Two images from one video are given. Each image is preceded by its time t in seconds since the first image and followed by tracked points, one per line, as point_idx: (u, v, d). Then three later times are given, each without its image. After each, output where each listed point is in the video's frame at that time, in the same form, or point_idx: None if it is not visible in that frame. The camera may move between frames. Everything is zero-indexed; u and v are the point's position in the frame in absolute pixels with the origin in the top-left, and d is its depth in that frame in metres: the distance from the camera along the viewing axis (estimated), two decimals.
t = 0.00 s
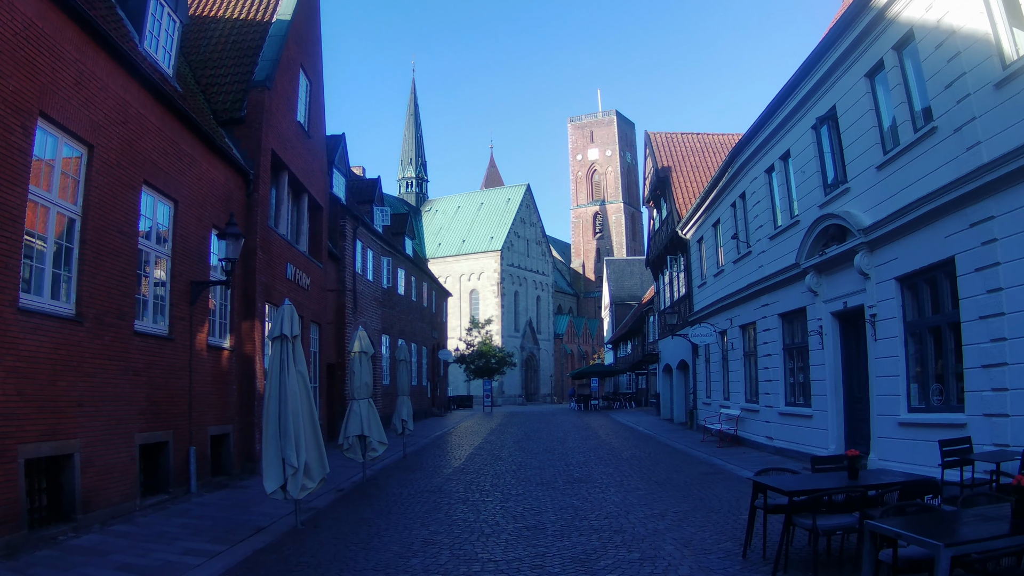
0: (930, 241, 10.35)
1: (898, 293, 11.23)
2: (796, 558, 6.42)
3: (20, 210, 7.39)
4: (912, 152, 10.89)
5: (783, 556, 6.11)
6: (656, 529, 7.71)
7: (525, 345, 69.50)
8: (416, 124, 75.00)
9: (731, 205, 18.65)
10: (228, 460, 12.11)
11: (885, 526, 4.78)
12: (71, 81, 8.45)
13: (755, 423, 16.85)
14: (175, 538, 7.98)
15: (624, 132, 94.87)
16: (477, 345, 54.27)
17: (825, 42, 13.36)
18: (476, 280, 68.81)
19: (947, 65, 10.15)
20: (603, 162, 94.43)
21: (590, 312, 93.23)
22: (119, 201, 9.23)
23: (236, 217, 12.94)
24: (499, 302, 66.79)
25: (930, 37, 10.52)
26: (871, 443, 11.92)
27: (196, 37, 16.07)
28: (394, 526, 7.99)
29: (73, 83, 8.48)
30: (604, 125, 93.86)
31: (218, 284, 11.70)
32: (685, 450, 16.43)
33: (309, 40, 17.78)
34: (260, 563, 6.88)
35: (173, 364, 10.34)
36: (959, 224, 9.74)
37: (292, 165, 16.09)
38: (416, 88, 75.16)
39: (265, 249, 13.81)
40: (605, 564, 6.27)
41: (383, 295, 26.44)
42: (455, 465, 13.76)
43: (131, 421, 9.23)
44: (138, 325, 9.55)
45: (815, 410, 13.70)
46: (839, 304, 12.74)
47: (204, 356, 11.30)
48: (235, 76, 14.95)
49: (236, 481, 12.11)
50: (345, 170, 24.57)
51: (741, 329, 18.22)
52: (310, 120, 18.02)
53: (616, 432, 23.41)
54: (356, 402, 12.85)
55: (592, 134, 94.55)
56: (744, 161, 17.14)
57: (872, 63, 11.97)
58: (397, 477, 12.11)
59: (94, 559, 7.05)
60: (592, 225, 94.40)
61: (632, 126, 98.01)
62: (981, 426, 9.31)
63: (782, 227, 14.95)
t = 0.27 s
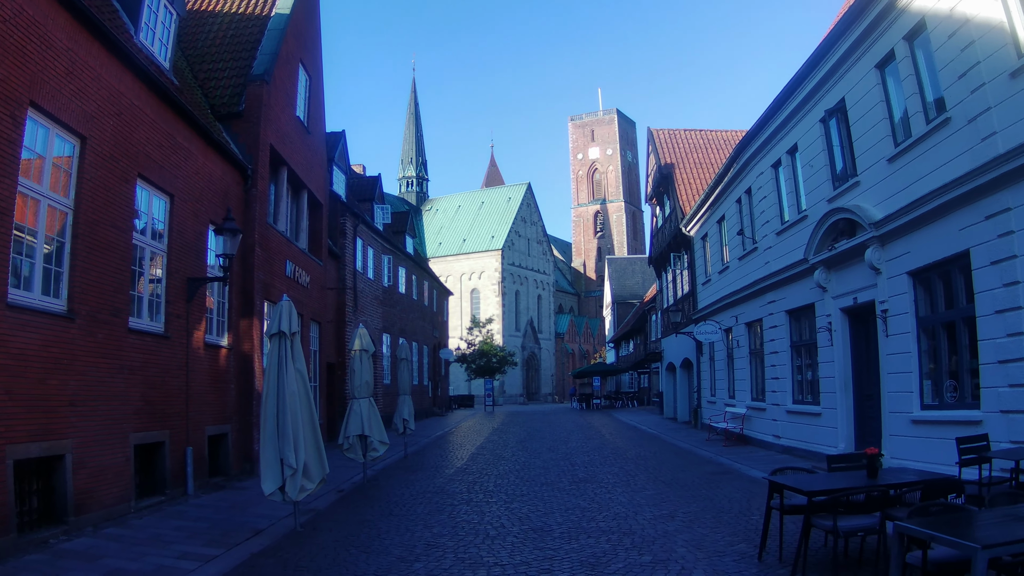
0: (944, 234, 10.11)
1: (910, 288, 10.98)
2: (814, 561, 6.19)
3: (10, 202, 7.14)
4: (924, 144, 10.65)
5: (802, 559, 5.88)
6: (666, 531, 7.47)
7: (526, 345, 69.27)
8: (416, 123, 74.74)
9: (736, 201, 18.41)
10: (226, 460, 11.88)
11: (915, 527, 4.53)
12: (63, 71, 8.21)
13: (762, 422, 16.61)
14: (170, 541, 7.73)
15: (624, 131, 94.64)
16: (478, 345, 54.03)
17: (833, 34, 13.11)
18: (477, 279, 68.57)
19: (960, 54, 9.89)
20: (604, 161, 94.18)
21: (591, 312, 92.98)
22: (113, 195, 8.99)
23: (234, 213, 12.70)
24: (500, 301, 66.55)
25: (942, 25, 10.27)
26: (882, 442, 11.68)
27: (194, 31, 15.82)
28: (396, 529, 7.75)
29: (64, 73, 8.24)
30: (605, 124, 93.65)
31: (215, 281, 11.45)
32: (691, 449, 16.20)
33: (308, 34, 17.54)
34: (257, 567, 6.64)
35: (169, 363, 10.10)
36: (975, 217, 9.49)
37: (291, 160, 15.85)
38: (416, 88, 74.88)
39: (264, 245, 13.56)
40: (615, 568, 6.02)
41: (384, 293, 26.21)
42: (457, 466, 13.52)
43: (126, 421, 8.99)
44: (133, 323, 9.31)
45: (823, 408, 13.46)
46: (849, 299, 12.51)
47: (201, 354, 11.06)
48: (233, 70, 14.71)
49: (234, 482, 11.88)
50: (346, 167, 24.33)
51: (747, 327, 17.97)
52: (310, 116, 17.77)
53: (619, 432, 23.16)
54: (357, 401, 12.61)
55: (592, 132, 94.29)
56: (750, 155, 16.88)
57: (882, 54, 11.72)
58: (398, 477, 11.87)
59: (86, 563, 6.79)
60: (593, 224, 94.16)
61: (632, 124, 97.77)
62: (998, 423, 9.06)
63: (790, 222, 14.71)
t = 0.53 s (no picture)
0: (956, 234, 9.87)
1: (921, 289, 10.74)
2: (830, 572, 5.94)
3: None
4: (936, 142, 10.41)
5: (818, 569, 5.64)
6: (675, 538, 7.23)
7: (526, 346, 69.01)
8: (416, 123, 74.45)
9: (741, 201, 18.17)
10: (222, 462, 11.64)
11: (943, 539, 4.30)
12: (53, 62, 7.97)
13: (767, 425, 16.37)
14: (162, 547, 7.49)
15: (625, 132, 94.44)
16: (478, 346, 53.76)
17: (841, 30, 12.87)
18: (477, 280, 68.32)
19: (973, 50, 9.66)
20: (604, 162, 93.93)
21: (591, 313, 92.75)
22: (105, 191, 8.75)
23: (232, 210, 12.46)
24: (500, 302, 66.30)
25: (955, 21, 10.03)
26: (892, 446, 11.44)
27: (192, 26, 15.58)
28: (394, 535, 7.50)
29: (55, 65, 8.00)
30: (605, 125, 93.43)
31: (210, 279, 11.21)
32: (695, 453, 15.95)
33: (307, 31, 17.29)
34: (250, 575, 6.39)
35: (163, 363, 9.85)
36: (989, 217, 9.25)
37: (289, 158, 15.60)
38: (416, 88, 74.59)
39: (261, 243, 13.33)
40: None
41: (384, 293, 25.97)
42: (458, 468, 13.27)
43: (117, 422, 8.75)
44: (125, 321, 9.06)
45: (831, 412, 13.22)
46: (858, 301, 12.28)
47: (196, 354, 10.81)
48: (231, 66, 14.47)
49: (230, 485, 11.64)
50: (346, 166, 24.09)
51: (751, 328, 17.73)
52: (309, 113, 17.53)
53: (621, 434, 22.90)
54: (356, 403, 12.37)
55: (593, 133, 94.06)
56: (755, 155, 16.65)
57: (892, 51, 11.48)
58: (398, 481, 11.62)
59: (73, 570, 6.54)
60: (593, 225, 93.94)
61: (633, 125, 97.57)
62: (1013, 428, 8.81)
63: (796, 222, 14.47)
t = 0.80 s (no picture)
0: (966, 226, 9.64)
1: (929, 282, 10.52)
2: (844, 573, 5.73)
3: None
4: (945, 132, 10.17)
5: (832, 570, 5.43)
6: (680, 539, 7.00)
7: (525, 343, 68.78)
8: (415, 119, 74.11)
9: (743, 195, 17.93)
10: (216, 460, 11.41)
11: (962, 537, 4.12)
12: (40, 48, 7.71)
13: (770, 422, 16.15)
14: (150, 548, 7.25)
15: (624, 129, 94.12)
16: (478, 343, 53.53)
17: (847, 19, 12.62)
18: (476, 277, 68.06)
19: (984, 37, 9.40)
20: (604, 158, 93.65)
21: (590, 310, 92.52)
22: (93, 181, 8.50)
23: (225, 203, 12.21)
24: (500, 299, 66.08)
25: (964, 7, 9.77)
26: (899, 442, 11.22)
27: (186, 16, 15.30)
28: (390, 536, 7.26)
29: (41, 50, 7.74)
30: (605, 122, 93.18)
31: (203, 273, 10.96)
32: (697, 450, 15.72)
33: (304, 22, 17.01)
34: None
35: (153, 359, 9.61)
36: (1000, 207, 9.01)
37: (285, 151, 15.35)
38: (415, 84, 74.24)
39: (256, 237, 13.08)
40: None
41: (382, 289, 25.75)
42: (457, 467, 13.05)
43: (106, 419, 8.51)
44: (114, 316, 8.81)
45: (836, 408, 13.00)
46: (865, 295, 12.05)
47: (188, 350, 10.57)
48: (226, 57, 14.20)
49: (224, 483, 11.41)
50: (343, 160, 23.82)
51: (754, 324, 17.49)
52: (305, 106, 17.27)
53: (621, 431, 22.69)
54: (352, 399, 12.13)
55: (592, 130, 93.77)
56: (758, 147, 16.40)
57: (900, 39, 11.23)
58: (395, 479, 11.39)
59: (57, 572, 6.30)
60: (593, 222, 93.68)
61: (633, 122, 97.27)
62: None
63: (800, 215, 14.24)
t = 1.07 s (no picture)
0: (979, 221, 9.38)
1: (941, 279, 10.27)
2: None
3: None
4: (957, 126, 9.91)
5: None
6: (687, 544, 6.76)
7: (526, 341, 68.55)
8: (416, 117, 73.80)
9: (748, 191, 17.66)
10: (211, 461, 11.18)
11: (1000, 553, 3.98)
12: (28, 36, 7.46)
13: (775, 421, 15.90)
14: (139, 553, 7.01)
15: (625, 126, 93.78)
16: (479, 340, 53.30)
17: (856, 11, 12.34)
18: (477, 275, 67.81)
19: (998, 27, 9.13)
20: (605, 156, 93.35)
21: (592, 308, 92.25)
22: (83, 174, 8.25)
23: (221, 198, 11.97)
24: (500, 297, 65.85)
25: None
26: (908, 443, 10.98)
27: (182, 8, 15.03)
28: (388, 541, 7.02)
29: (29, 39, 7.49)
30: (606, 119, 92.90)
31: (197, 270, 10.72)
32: (701, 450, 15.48)
33: (301, 14, 16.73)
34: None
35: (146, 357, 9.38)
36: (1014, 202, 8.75)
37: (282, 145, 15.09)
38: (416, 82, 73.97)
39: (252, 233, 12.84)
40: None
41: (382, 287, 25.52)
42: (457, 467, 12.82)
43: (95, 419, 8.27)
44: (104, 313, 8.57)
45: (843, 408, 12.75)
46: (874, 292, 11.80)
47: (182, 348, 10.34)
48: (222, 50, 13.94)
49: (219, 484, 11.18)
50: (342, 156, 23.56)
51: (758, 322, 17.24)
52: (303, 100, 17.01)
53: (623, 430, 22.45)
54: (350, 399, 11.90)
55: (593, 127, 93.45)
56: (763, 142, 16.13)
57: (910, 30, 10.96)
58: (393, 480, 11.15)
59: None
60: (594, 220, 93.38)
61: (634, 119, 96.91)
62: None
63: (807, 211, 13.98)
